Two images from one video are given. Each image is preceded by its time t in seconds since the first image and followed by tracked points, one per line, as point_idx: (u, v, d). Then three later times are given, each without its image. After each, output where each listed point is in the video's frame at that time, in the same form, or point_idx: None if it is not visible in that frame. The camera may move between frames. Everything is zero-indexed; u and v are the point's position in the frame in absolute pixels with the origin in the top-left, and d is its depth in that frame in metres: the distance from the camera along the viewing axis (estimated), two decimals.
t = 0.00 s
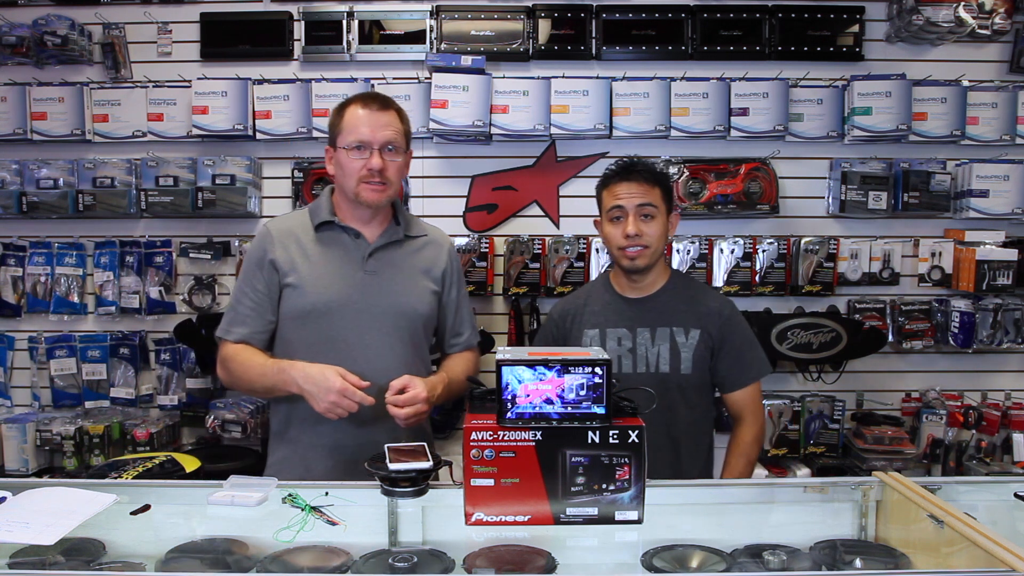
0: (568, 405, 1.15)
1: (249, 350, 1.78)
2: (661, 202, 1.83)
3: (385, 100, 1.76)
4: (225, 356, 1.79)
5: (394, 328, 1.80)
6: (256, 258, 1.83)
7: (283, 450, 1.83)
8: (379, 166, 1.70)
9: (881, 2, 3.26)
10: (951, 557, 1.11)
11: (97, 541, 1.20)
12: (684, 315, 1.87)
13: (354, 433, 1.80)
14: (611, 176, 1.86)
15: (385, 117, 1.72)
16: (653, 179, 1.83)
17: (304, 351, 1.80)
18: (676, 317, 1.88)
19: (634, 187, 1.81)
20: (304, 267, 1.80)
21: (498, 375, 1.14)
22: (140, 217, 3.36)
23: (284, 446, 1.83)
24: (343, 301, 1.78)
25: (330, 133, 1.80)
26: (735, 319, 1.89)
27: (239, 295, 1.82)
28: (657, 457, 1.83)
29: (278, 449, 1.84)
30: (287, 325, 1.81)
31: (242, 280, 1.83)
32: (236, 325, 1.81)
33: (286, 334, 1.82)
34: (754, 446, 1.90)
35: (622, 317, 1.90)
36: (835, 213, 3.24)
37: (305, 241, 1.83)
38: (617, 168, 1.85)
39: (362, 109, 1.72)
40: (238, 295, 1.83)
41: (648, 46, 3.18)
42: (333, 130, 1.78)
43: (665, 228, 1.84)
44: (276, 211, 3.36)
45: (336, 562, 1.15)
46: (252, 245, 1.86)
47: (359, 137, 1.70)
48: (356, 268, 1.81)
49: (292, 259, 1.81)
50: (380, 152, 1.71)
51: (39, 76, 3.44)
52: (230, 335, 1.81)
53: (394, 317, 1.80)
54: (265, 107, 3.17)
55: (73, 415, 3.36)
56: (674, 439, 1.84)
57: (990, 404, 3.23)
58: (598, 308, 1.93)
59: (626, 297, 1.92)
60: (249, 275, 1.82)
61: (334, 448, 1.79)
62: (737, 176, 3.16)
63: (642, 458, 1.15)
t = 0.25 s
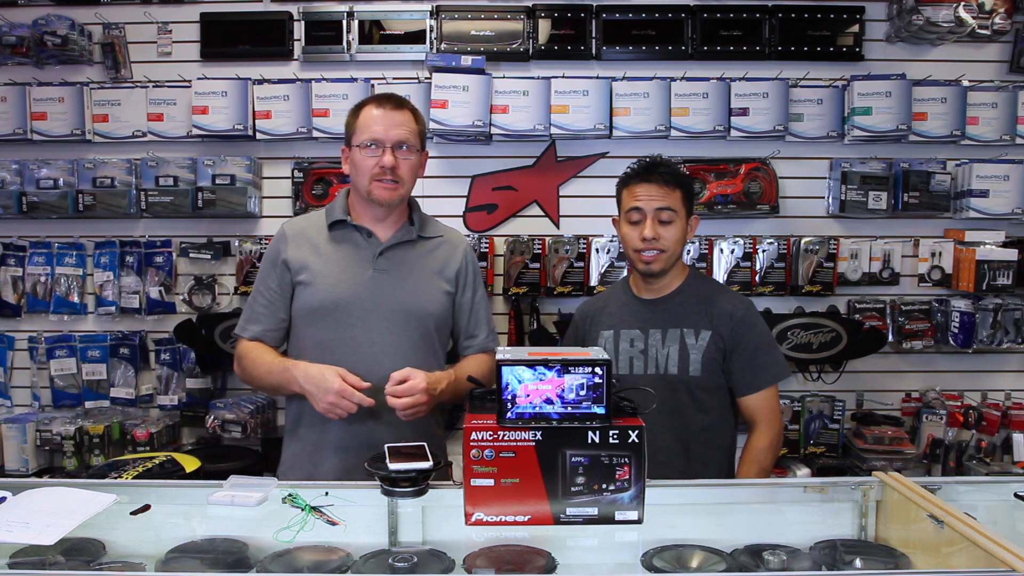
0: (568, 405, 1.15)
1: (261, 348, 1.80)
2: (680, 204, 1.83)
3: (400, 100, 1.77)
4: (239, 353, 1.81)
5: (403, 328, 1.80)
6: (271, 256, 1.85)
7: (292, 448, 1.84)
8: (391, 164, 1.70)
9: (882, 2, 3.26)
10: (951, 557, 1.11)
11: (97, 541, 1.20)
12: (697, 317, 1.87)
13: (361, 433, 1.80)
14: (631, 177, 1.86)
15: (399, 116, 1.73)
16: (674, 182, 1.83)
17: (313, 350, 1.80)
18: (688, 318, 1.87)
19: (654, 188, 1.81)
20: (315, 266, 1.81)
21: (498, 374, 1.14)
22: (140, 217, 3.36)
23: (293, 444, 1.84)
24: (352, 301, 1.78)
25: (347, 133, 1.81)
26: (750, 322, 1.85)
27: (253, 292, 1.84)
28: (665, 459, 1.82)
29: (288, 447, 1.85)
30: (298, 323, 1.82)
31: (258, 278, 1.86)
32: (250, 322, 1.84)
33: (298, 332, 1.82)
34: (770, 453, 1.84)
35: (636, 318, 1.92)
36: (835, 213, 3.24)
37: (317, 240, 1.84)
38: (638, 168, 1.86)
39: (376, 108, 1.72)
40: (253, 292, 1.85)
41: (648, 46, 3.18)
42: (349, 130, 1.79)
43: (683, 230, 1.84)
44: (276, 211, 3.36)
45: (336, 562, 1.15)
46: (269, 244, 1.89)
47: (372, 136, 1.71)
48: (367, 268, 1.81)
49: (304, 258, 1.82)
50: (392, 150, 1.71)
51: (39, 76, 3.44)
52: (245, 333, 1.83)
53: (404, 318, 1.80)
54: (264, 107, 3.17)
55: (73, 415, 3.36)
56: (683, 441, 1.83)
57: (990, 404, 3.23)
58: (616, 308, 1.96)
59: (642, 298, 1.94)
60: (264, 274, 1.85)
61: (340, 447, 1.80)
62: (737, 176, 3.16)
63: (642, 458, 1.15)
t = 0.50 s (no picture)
0: (568, 405, 1.15)
1: (266, 348, 1.80)
2: (683, 204, 1.82)
3: (406, 100, 1.77)
4: (245, 353, 1.82)
5: (407, 328, 1.80)
6: (277, 257, 1.87)
7: (296, 448, 1.84)
8: (396, 162, 1.70)
9: (881, 2, 3.26)
10: (951, 557, 1.11)
11: (97, 541, 1.20)
12: (699, 318, 1.86)
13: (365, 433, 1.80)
14: (634, 177, 1.86)
15: (405, 115, 1.73)
16: (676, 180, 1.82)
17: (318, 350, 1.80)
18: (690, 319, 1.87)
19: (655, 188, 1.81)
20: (320, 266, 1.81)
21: (498, 374, 1.14)
22: (140, 217, 3.36)
23: (298, 444, 1.84)
24: (355, 301, 1.78)
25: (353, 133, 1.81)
26: (753, 323, 1.83)
27: (259, 293, 1.85)
28: (665, 459, 1.83)
29: (293, 448, 1.85)
30: (303, 323, 1.82)
31: (264, 279, 1.87)
32: (255, 323, 1.83)
33: (303, 332, 1.83)
34: (773, 457, 1.81)
35: (640, 318, 1.93)
36: (835, 213, 3.24)
37: (322, 241, 1.85)
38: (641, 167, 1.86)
39: (382, 107, 1.72)
40: (259, 294, 1.86)
41: (648, 46, 3.18)
42: (355, 129, 1.79)
43: (686, 230, 1.83)
44: (276, 211, 3.36)
45: (336, 562, 1.15)
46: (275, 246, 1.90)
47: (377, 134, 1.71)
48: (371, 268, 1.81)
49: (309, 258, 1.82)
50: (397, 149, 1.71)
51: (39, 76, 3.44)
52: (250, 333, 1.83)
53: (407, 318, 1.80)
54: (264, 107, 3.17)
55: (73, 415, 3.36)
56: (683, 442, 1.84)
57: (990, 404, 3.23)
58: (621, 308, 1.98)
59: (648, 299, 1.94)
60: (270, 275, 1.86)
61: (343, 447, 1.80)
62: (737, 176, 3.17)
63: (642, 458, 1.15)
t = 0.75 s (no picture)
0: (568, 405, 1.15)
1: (268, 346, 1.79)
2: (687, 203, 1.83)
3: (412, 101, 1.78)
4: (245, 352, 1.81)
5: (407, 329, 1.80)
6: (279, 255, 1.86)
7: (297, 448, 1.84)
8: (402, 162, 1.70)
9: (881, 2, 3.26)
10: (951, 557, 1.11)
11: (97, 541, 1.20)
12: (699, 320, 1.87)
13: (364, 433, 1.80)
14: (637, 175, 1.86)
15: (411, 116, 1.73)
16: (681, 179, 1.82)
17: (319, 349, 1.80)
18: (689, 320, 1.87)
19: (660, 187, 1.80)
20: (323, 265, 1.81)
21: (498, 374, 1.14)
22: (140, 217, 3.36)
23: (299, 444, 1.84)
24: (357, 300, 1.78)
25: (357, 133, 1.82)
26: (752, 327, 1.84)
27: (260, 291, 1.84)
28: (660, 458, 1.84)
29: (294, 447, 1.85)
30: (304, 322, 1.82)
31: (265, 277, 1.86)
32: (257, 321, 1.83)
33: (304, 331, 1.83)
34: (767, 458, 1.83)
35: (638, 317, 1.92)
36: (835, 213, 3.24)
37: (325, 239, 1.85)
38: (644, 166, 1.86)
39: (387, 108, 1.73)
40: (260, 291, 1.85)
41: (648, 46, 3.18)
42: (360, 129, 1.80)
43: (689, 229, 1.84)
44: (276, 211, 3.36)
45: (336, 562, 1.15)
46: (277, 244, 1.90)
47: (383, 134, 1.71)
48: (373, 268, 1.81)
49: (311, 257, 1.82)
50: (403, 149, 1.71)
51: (39, 76, 3.44)
52: (252, 332, 1.82)
53: (407, 318, 1.80)
54: (264, 107, 3.17)
55: (73, 415, 3.36)
56: (677, 442, 1.84)
57: (990, 404, 3.23)
58: (619, 307, 1.97)
59: (647, 299, 1.94)
60: (271, 273, 1.85)
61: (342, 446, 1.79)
62: (737, 176, 3.17)
63: (642, 458, 1.15)
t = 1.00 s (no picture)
0: (568, 405, 1.15)
1: (265, 344, 1.79)
2: (688, 204, 1.83)
3: (411, 101, 1.78)
4: (241, 350, 1.80)
5: (404, 329, 1.80)
6: (276, 253, 1.85)
7: (293, 448, 1.84)
8: (400, 161, 1.71)
9: (881, 2, 3.26)
10: (951, 557, 1.11)
11: (97, 541, 1.20)
12: (697, 322, 1.87)
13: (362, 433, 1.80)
14: (641, 174, 1.85)
15: (410, 116, 1.74)
16: (682, 180, 1.82)
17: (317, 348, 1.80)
18: (687, 322, 1.87)
19: (663, 187, 1.80)
20: (322, 264, 1.81)
21: (498, 375, 1.14)
22: (140, 217, 3.36)
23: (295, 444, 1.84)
24: (356, 300, 1.78)
25: (356, 133, 1.82)
26: (749, 329, 1.85)
27: (257, 289, 1.83)
28: (658, 458, 1.83)
29: (289, 447, 1.85)
30: (301, 321, 1.81)
31: (261, 274, 1.85)
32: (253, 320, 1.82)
33: (302, 330, 1.82)
34: (763, 456, 1.85)
35: (634, 318, 1.92)
36: (835, 213, 3.24)
37: (324, 239, 1.84)
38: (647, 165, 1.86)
39: (387, 107, 1.73)
40: (257, 289, 1.84)
41: (648, 46, 3.18)
42: (359, 129, 1.80)
43: (689, 230, 1.83)
44: (276, 211, 3.36)
45: (336, 562, 1.15)
46: (274, 242, 1.88)
47: (382, 133, 1.71)
48: (373, 268, 1.81)
49: (310, 256, 1.82)
50: (402, 148, 1.72)
51: (39, 76, 3.44)
52: (248, 330, 1.81)
53: (404, 318, 1.80)
54: (264, 107, 3.17)
55: (73, 415, 3.36)
56: (673, 442, 1.84)
57: (990, 404, 3.23)
58: (614, 306, 1.97)
59: (644, 300, 1.93)
60: (268, 271, 1.84)
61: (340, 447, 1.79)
62: (737, 176, 3.17)
63: (642, 458, 1.15)
